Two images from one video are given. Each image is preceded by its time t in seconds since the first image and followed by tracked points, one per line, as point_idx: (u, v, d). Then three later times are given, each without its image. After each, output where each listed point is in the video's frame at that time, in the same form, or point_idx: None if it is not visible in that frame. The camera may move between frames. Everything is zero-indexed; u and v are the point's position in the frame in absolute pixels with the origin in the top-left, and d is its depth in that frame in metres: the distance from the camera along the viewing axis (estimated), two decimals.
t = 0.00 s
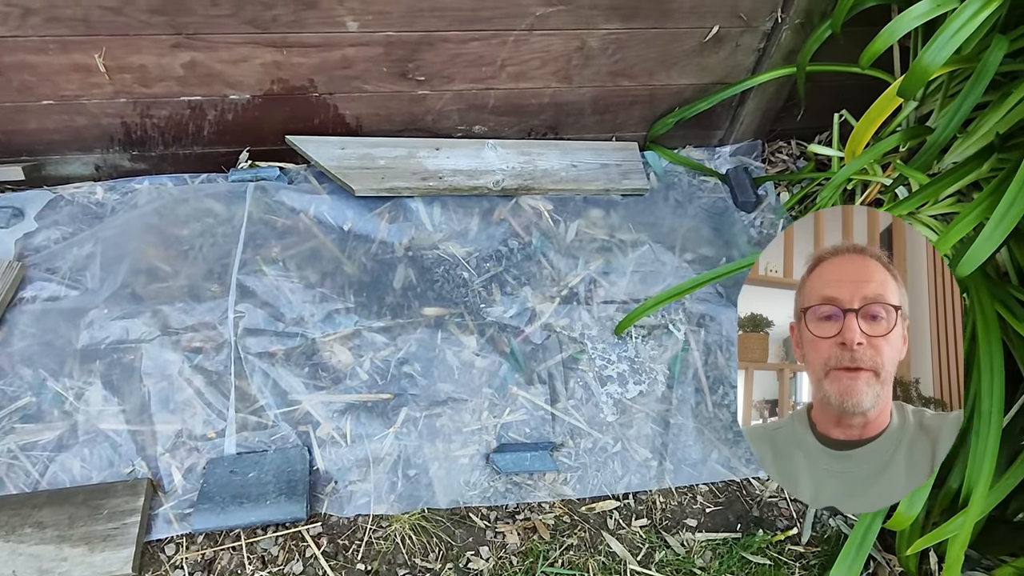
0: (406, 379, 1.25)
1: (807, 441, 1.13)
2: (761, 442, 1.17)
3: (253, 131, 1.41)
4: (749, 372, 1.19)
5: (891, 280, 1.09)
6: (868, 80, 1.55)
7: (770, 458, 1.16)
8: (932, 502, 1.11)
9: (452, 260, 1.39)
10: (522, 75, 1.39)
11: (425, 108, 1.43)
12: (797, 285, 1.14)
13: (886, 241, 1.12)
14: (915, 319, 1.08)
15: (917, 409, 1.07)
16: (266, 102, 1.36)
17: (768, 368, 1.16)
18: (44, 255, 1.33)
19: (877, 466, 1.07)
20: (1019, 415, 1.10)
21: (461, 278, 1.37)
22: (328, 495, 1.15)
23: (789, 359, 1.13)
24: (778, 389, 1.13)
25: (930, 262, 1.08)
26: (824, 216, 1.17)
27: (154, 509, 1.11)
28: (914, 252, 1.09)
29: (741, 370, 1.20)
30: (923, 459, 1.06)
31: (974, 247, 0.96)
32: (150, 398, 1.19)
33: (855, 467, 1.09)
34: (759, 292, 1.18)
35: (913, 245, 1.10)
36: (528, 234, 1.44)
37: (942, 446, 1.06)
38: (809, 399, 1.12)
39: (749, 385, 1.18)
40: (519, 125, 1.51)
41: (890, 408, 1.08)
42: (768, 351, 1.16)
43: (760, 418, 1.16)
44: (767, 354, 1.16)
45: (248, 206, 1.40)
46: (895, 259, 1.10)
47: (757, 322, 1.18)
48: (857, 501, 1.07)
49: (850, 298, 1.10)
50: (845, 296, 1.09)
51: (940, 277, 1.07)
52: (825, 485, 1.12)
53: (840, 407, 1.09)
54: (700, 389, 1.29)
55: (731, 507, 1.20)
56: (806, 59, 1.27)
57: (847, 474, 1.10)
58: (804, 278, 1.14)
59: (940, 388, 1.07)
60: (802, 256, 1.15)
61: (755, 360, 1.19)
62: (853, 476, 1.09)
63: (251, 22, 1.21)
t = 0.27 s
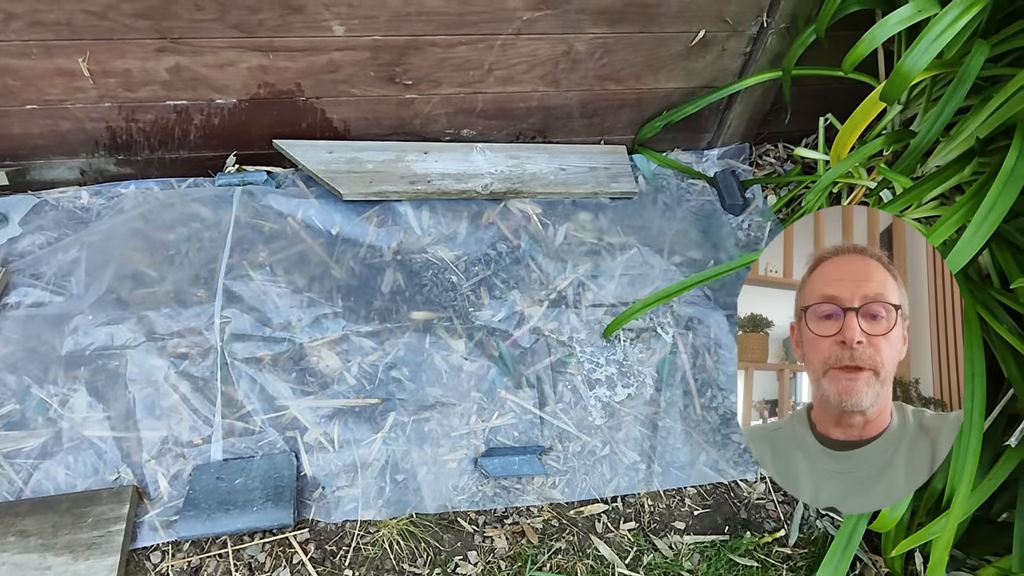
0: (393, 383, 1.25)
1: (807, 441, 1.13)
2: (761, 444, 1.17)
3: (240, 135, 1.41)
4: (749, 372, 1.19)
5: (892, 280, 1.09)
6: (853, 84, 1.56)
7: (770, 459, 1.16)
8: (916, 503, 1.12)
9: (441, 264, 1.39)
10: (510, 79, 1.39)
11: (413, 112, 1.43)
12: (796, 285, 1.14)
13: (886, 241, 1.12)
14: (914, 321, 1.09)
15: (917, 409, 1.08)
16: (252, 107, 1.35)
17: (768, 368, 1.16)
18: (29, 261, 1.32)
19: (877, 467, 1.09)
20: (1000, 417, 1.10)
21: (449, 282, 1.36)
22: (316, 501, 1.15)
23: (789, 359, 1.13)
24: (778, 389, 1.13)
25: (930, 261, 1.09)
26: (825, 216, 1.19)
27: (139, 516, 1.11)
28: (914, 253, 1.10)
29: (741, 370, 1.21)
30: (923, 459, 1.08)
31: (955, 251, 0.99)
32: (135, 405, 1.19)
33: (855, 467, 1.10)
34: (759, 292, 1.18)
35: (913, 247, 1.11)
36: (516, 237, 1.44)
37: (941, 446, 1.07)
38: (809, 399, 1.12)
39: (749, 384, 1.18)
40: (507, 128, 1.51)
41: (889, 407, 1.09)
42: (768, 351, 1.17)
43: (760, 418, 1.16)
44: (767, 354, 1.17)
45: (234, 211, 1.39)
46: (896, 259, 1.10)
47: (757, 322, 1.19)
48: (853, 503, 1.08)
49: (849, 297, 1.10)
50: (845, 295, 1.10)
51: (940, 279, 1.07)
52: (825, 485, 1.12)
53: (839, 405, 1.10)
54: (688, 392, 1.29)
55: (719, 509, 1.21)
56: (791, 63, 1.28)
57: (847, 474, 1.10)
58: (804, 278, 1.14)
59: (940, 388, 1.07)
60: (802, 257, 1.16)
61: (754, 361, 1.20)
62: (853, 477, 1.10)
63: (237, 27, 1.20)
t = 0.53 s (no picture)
0: (382, 389, 1.25)
1: (807, 441, 1.12)
2: (761, 444, 1.16)
3: (226, 139, 1.40)
4: (749, 372, 1.18)
5: (892, 279, 1.08)
6: (840, 86, 1.57)
7: (770, 459, 1.15)
8: (905, 503, 1.12)
9: (430, 267, 1.38)
10: (498, 82, 1.39)
11: (402, 116, 1.42)
12: (796, 285, 1.13)
13: (886, 241, 1.10)
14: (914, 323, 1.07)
15: (917, 409, 1.06)
16: (239, 110, 1.34)
17: (768, 368, 1.15)
18: (12, 267, 1.30)
19: (876, 468, 1.07)
20: (987, 417, 1.10)
21: (438, 286, 1.36)
22: (305, 508, 1.14)
23: (789, 359, 1.12)
24: (778, 389, 1.12)
25: (930, 261, 1.06)
26: (824, 216, 1.17)
27: (125, 525, 1.10)
28: (914, 251, 1.07)
29: (741, 370, 1.20)
30: (923, 460, 1.05)
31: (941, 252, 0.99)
32: (121, 412, 1.18)
33: (855, 467, 1.08)
34: (759, 292, 1.17)
35: (913, 247, 1.08)
36: (506, 241, 1.44)
37: (942, 447, 1.04)
38: (809, 399, 1.11)
39: (749, 385, 1.17)
40: (496, 131, 1.50)
41: (889, 407, 1.07)
42: (768, 351, 1.16)
43: (760, 418, 1.15)
44: (767, 354, 1.15)
45: (221, 215, 1.37)
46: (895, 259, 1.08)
47: (757, 323, 1.17)
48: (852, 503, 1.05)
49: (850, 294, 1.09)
50: (845, 291, 1.08)
51: (940, 282, 1.05)
52: (825, 485, 1.10)
53: (840, 403, 1.08)
54: (678, 395, 1.29)
55: (710, 512, 1.21)
56: (779, 66, 1.29)
57: (848, 475, 1.08)
58: (804, 278, 1.13)
59: (940, 389, 1.05)
60: (802, 256, 1.14)
61: (755, 360, 1.18)
62: (853, 477, 1.08)
63: (222, 30, 1.19)
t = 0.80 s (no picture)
0: (371, 394, 1.24)
1: (807, 442, 1.12)
2: (762, 444, 1.17)
3: (212, 144, 1.39)
4: (750, 372, 1.19)
5: (891, 280, 1.06)
6: (827, 89, 1.58)
7: (771, 459, 1.17)
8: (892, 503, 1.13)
9: (418, 272, 1.37)
10: (486, 86, 1.39)
11: (389, 120, 1.41)
12: (795, 286, 1.13)
13: (886, 241, 1.08)
14: (915, 324, 1.06)
15: (917, 409, 1.06)
16: (225, 115, 1.33)
17: (768, 368, 1.16)
18: None
19: (876, 468, 1.07)
20: (971, 417, 1.10)
21: (427, 291, 1.35)
22: (292, 515, 1.13)
23: (789, 359, 1.12)
24: (778, 389, 1.13)
25: (930, 261, 1.04)
26: (824, 217, 1.15)
27: (111, 535, 1.09)
28: (913, 251, 1.05)
29: (742, 370, 1.22)
30: (923, 460, 1.05)
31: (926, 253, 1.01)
32: (107, 421, 1.17)
33: (854, 468, 1.08)
34: (759, 293, 1.17)
35: (913, 246, 1.05)
36: (494, 245, 1.44)
37: (941, 446, 1.05)
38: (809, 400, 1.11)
39: (749, 384, 1.19)
40: (484, 135, 1.50)
41: (889, 408, 1.06)
42: (768, 351, 1.17)
43: (760, 418, 1.17)
44: (767, 354, 1.17)
45: (208, 220, 1.36)
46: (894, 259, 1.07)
47: (757, 322, 1.19)
48: (851, 504, 1.06)
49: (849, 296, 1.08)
50: (845, 294, 1.07)
51: (940, 283, 1.04)
52: (826, 485, 1.10)
53: (840, 404, 1.08)
54: (667, 397, 1.29)
55: (699, 514, 1.21)
56: (764, 69, 1.30)
57: (848, 476, 1.08)
58: (804, 278, 1.12)
59: (940, 390, 1.05)
60: (802, 259, 1.14)
61: (755, 360, 1.20)
62: (854, 478, 1.08)
63: (207, 35, 1.19)
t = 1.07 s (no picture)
0: (361, 399, 1.24)
1: (807, 442, 1.08)
2: (762, 444, 1.12)
3: (200, 148, 1.38)
4: (749, 372, 1.14)
5: (892, 280, 1.03)
6: (815, 90, 1.58)
7: (770, 459, 1.12)
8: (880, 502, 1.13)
9: (408, 275, 1.37)
10: (474, 88, 1.39)
11: (378, 123, 1.41)
12: (796, 287, 1.09)
13: (886, 240, 1.05)
14: (914, 324, 1.02)
15: (917, 410, 1.03)
16: (212, 119, 1.33)
17: (768, 367, 1.11)
18: None
19: (875, 469, 1.04)
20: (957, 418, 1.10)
21: (417, 294, 1.35)
22: (282, 521, 1.13)
23: (789, 359, 1.09)
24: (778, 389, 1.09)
25: (930, 261, 1.02)
26: (824, 215, 1.12)
27: (99, 543, 1.08)
28: (913, 254, 1.03)
29: (741, 370, 1.16)
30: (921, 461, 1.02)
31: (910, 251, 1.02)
32: (94, 427, 1.16)
33: (855, 469, 1.05)
34: (759, 292, 1.13)
35: (913, 246, 1.03)
36: (484, 247, 1.43)
37: (942, 447, 1.02)
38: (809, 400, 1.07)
39: (749, 384, 1.14)
40: (474, 137, 1.50)
41: (889, 409, 1.03)
42: (768, 351, 1.12)
43: (760, 418, 1.12)
44: (767, 354, 1.12)
45: (196, 224, 1.36)
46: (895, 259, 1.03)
47: (757, 322, 1.14)
48: (851, 505, 1.03)
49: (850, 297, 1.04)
50: (845, 295, 1.04)
51: (939, 287, 1.02)
52: (826, 485, 1.06)
53: (840, 406, 1.04)
54: (657, 399, 1.29)
55: (690, 515, 1.21)
56: (751, 71, 1.31)
57: (848, 476, 1.05)
58: (804, 278, 1.08)
59: (940, 391, 1.02)
60: (802, 258, 1.10)
61: (755, 360, 1.15)
62: (853, 479, 1.05)
63: (192, 39, 1.18)
